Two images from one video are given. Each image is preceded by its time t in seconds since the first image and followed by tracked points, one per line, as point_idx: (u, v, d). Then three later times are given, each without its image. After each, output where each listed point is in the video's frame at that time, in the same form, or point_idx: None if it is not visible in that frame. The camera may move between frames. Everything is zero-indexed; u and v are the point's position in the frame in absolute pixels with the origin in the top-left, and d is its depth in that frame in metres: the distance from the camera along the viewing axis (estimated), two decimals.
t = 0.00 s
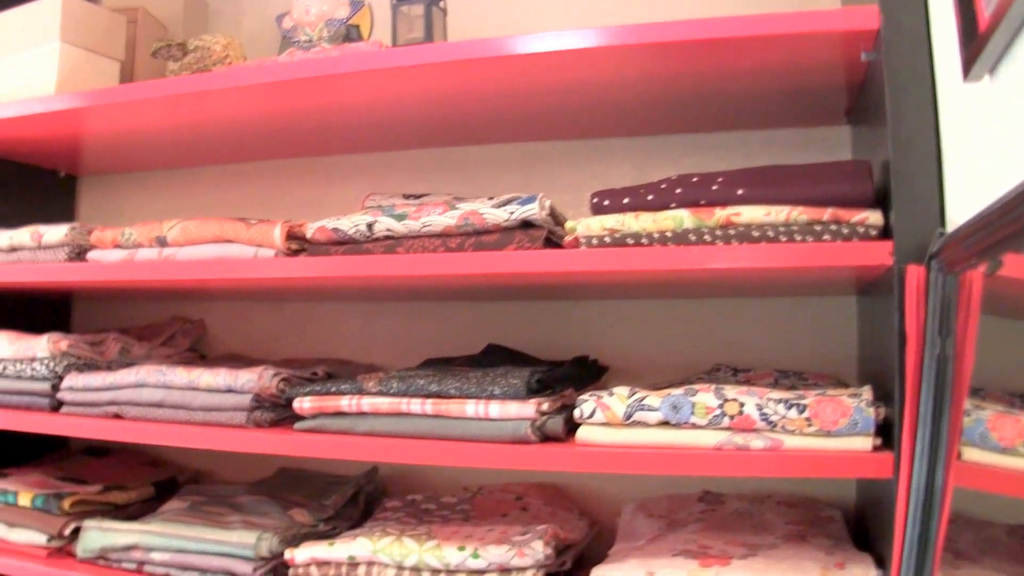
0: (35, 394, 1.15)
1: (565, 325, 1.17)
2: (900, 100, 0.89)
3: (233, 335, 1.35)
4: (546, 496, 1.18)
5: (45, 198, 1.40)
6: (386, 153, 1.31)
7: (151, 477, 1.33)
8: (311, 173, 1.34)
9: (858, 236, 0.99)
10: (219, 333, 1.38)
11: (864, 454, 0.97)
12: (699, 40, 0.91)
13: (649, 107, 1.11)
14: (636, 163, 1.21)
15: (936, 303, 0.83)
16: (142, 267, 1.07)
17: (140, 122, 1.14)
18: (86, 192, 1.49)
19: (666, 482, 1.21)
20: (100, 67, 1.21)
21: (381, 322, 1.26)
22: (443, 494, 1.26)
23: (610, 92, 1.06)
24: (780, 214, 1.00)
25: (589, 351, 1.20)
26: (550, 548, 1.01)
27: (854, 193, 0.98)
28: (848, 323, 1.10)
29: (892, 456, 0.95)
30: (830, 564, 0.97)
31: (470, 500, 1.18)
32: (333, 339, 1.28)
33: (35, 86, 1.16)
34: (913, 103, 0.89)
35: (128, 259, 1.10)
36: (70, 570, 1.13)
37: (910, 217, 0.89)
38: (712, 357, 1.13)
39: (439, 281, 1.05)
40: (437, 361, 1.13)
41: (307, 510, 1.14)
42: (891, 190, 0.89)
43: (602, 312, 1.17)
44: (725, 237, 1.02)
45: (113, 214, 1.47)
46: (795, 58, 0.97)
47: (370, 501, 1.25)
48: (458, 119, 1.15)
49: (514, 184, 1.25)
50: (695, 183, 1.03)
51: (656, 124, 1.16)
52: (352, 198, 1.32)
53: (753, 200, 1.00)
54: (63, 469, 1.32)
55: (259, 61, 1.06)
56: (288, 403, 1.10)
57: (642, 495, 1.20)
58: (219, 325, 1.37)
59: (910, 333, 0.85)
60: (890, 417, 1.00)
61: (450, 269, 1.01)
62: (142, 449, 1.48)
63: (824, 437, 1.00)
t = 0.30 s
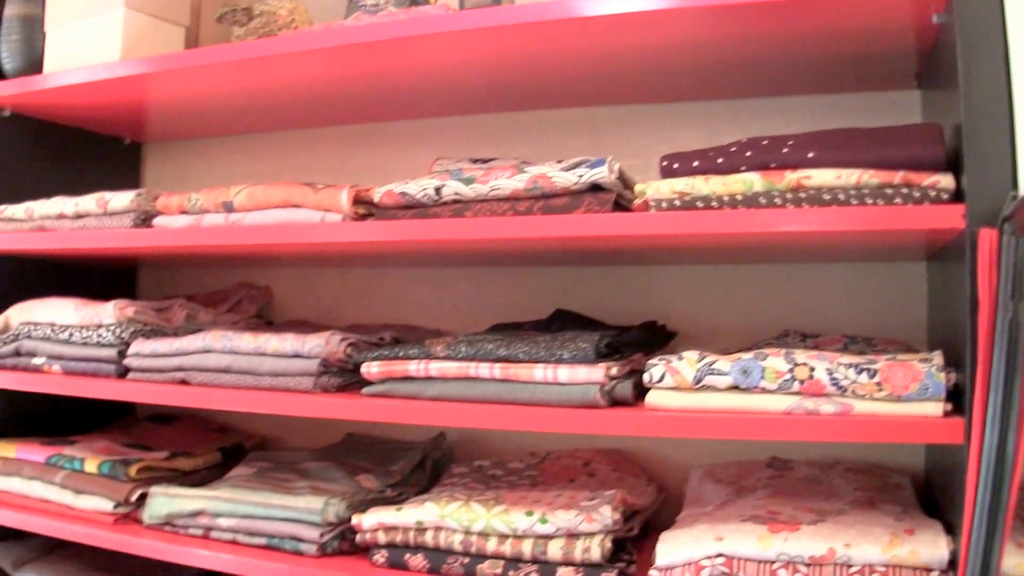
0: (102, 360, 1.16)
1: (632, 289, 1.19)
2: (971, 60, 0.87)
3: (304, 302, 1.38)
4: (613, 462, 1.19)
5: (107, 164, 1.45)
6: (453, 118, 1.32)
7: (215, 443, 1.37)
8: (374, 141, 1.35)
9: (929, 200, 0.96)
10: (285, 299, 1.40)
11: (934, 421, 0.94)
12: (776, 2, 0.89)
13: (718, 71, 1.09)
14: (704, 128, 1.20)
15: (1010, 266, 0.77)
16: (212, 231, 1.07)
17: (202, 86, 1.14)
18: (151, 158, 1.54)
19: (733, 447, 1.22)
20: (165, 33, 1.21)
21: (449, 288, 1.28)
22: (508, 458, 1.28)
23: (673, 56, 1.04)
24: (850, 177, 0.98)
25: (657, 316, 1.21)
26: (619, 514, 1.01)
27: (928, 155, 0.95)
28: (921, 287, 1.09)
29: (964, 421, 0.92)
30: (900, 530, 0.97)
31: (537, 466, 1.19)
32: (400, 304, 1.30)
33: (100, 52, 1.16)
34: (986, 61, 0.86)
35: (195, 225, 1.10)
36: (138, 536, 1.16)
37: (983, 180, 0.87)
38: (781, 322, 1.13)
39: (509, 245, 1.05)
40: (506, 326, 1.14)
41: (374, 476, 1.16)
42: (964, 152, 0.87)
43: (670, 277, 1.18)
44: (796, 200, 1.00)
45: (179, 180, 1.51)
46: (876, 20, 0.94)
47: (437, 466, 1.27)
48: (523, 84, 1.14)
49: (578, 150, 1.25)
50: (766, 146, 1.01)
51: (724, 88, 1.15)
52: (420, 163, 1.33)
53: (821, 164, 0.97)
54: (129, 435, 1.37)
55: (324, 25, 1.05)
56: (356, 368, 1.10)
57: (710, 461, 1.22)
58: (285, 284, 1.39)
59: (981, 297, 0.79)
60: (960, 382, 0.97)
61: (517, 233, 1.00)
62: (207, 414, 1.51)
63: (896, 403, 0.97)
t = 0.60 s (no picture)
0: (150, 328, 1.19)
1: (681, 256, 1.21)
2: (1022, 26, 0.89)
3: (354, 270, 1.44)
4: (661, 431, 1.22)
5: (155, 136, 1.51)
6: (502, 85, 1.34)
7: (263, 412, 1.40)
8: (423, 111, 1.38)
9: (979, 167, 0.94)
10: (335, 267, 1.46)
11: (984, 388, 0.91)
12: None
13: (767, 39, 1.08)
14: (754, 95, 1.20)
15: None
16: (263, 198, 1.09)
17: (249, 53, 1.15)
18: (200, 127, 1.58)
19: (781, 415, 1.23)
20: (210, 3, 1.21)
21: (499, 257, 1.32)
22: (554, 425, 1.31)
23: (718, 24, 1.03)
24: (900, 144, 0.96)
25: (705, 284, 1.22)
26: (666, 482, 1.02)
27: (982, 122, 0.93)
28: (971, 257, 1.08)
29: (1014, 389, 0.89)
30: (948, 498, 0.97)
31: (585, 434, 1.22)
32: (449, 272, 1.35)
33: (149, 22, 1.17)
34: None
35: (244, 192, 1.14)
36: (185, 504, 1.19)
37: None
38: (829, 289, 1.15)
39: (558, 211, 1.05)
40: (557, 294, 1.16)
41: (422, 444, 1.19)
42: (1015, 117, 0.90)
43: (718, 246, 1.20)
44: (846, 166, 0.97)
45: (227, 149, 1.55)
46: None
47: (485, 435, 1.30)
48: (569, 51, 1.14)
49: (627, 118, 1.27)
50: (816, 112, 0.99)
51: (772, 54, 1.14)
52: (469, 131, 1.35)
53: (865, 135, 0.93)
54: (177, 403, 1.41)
55: None
56: (404, 335, 1.11)
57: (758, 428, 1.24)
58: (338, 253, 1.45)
59: None
60: (1010, 350, 0.94)
61: (564, 199, 1.00)
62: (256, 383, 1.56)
63: (943, 370, 0.94)
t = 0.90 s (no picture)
0: (159, 303, 1.20)
1: (691, 229, 1.21)
2: None
3: (361, 243, 1.45)
4: (671, 405, 1.22)
5: (164, 112, 1.51)
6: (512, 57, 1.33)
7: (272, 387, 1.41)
8: (434, 85, 1.37)
9: (991, 139, 0.92)
10: (345, 243, 1.47)
11: (995, 360, 0.91)
12: None
13: (779, 12, 1.07)
14: (766, 66, 1.19)
15: None
16: (271, 171, 1.10)
17: (256, 27, 1.15)
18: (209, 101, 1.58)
19: (793, 390, 1.24)
20: None
21: (510, 230, 1.33)
22: (564, 400, 1.32)
23: None
24: (911, 115, 0.94)
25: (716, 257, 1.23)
26: (676, 456, 1.02)
27: (994, 94, 0.91)
28: (980, 228, 1.09)
29: None
30: (959, 472, 0.96)
31: (595, 409, 1.22)
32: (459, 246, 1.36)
33: None
34: None
35: (253, 166, 1.14)
36: (194, 480, 1.19)
37: None
38: (841, 263, 1.15)
39: (568, 183, 1.04)
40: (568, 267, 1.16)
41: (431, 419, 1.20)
42: None
43: (730, 219, 1.20)
44: (857, 138, 0.96)
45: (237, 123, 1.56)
46: None
47: (495, 409, 1.30)
48: (579, 24, 1.13)
49: (638, 90, 1.26)
50: (826, 83, 0.98)
51: (785, 27, 1.12)
52: (479, 103, 1.35)
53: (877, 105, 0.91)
54: (186, 379, 1.42)
55: None
56: (413, 310, 1.11)
57: (767, 403, 1.24)
58: (343, 233, 1.47)
59: None
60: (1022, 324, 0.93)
61: (574, 171, 0.99)
62: (267, 359, 1.56)
63: (954, 343, 0.93)
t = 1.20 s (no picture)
0: (172, 286, 1.21)
1: (706, 210, 1.24)
2: None
3: (377, 224, 1.47)
4: (686, 388, 1.23)
5: (177, 96, 1.51)
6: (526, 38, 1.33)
7: (285, 370, 1.41)
8: (448, 66, 1.38)
9: (1011, 119, 0.90)
10: (361, 226, 1.49)
11: (1013, 343, 0.89)
12: None
13: None
14: (782, 46, 1.18)
15: None
16: (285, 152, 1.10)
17: (268, 8, 1.14)
18: (222, 84, 1.58)
19: (810, 373, 1.24)
20: None
21: (525, 211, 1.35)
22: (579, 382, 1.33)
23: None
24: (930, 94, 0.92)
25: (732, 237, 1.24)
26: (692, 439, 1.02)
27: (1014, 72, 0.89)
28: (995, 209, 1.11)
29: None
30: (978, 456, 0.95)
31: (611, 391, 1.23)
32: (476, 228, 1.39)
33: None
34: None
35: (265, 148, 1.14)
36: (208, 463, 1.20)
37: None
38: (857, 245, 1.18)
39: (583, 164, 1.04)
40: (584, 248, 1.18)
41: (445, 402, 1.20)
42: None
43: (746, 200, 1.22)
44: (875, 117, 0.94)
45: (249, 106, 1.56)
46: None
47: (509, 391, 1.32)
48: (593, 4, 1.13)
49: (653, 71, 1.26)
50: (844, 62, 0.96)
51: (803, 6, 1.11)
52: (492, 84, 1.35)
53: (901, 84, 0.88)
54: (200, 361, 1.43)
55: None
56: (427, 291, 1.11)
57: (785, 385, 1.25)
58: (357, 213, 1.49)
59: None
60: None
61: (589, 151, 0.98)
62: (280, 342, 1.57)
63: (974, 325, 0.92)
